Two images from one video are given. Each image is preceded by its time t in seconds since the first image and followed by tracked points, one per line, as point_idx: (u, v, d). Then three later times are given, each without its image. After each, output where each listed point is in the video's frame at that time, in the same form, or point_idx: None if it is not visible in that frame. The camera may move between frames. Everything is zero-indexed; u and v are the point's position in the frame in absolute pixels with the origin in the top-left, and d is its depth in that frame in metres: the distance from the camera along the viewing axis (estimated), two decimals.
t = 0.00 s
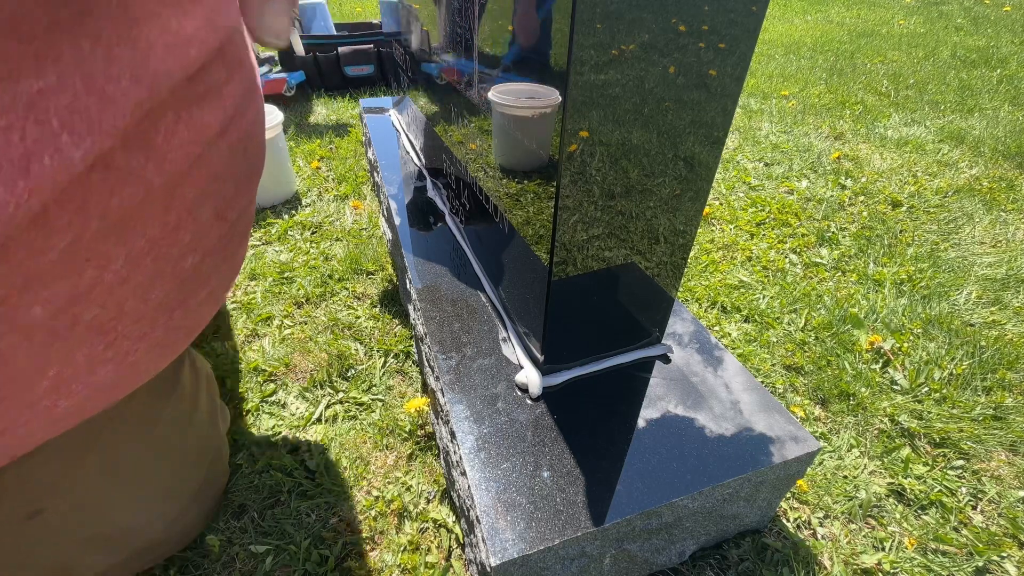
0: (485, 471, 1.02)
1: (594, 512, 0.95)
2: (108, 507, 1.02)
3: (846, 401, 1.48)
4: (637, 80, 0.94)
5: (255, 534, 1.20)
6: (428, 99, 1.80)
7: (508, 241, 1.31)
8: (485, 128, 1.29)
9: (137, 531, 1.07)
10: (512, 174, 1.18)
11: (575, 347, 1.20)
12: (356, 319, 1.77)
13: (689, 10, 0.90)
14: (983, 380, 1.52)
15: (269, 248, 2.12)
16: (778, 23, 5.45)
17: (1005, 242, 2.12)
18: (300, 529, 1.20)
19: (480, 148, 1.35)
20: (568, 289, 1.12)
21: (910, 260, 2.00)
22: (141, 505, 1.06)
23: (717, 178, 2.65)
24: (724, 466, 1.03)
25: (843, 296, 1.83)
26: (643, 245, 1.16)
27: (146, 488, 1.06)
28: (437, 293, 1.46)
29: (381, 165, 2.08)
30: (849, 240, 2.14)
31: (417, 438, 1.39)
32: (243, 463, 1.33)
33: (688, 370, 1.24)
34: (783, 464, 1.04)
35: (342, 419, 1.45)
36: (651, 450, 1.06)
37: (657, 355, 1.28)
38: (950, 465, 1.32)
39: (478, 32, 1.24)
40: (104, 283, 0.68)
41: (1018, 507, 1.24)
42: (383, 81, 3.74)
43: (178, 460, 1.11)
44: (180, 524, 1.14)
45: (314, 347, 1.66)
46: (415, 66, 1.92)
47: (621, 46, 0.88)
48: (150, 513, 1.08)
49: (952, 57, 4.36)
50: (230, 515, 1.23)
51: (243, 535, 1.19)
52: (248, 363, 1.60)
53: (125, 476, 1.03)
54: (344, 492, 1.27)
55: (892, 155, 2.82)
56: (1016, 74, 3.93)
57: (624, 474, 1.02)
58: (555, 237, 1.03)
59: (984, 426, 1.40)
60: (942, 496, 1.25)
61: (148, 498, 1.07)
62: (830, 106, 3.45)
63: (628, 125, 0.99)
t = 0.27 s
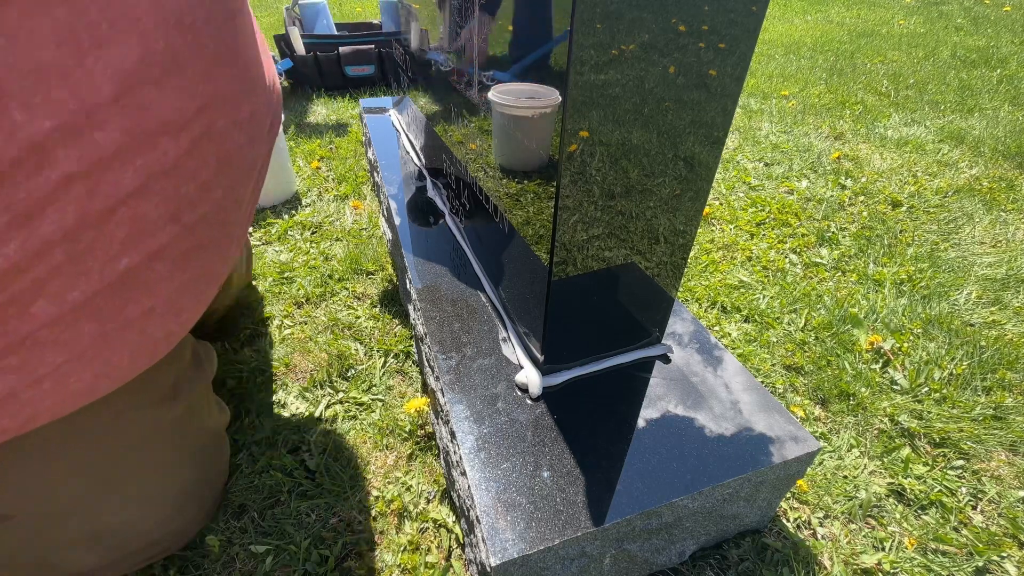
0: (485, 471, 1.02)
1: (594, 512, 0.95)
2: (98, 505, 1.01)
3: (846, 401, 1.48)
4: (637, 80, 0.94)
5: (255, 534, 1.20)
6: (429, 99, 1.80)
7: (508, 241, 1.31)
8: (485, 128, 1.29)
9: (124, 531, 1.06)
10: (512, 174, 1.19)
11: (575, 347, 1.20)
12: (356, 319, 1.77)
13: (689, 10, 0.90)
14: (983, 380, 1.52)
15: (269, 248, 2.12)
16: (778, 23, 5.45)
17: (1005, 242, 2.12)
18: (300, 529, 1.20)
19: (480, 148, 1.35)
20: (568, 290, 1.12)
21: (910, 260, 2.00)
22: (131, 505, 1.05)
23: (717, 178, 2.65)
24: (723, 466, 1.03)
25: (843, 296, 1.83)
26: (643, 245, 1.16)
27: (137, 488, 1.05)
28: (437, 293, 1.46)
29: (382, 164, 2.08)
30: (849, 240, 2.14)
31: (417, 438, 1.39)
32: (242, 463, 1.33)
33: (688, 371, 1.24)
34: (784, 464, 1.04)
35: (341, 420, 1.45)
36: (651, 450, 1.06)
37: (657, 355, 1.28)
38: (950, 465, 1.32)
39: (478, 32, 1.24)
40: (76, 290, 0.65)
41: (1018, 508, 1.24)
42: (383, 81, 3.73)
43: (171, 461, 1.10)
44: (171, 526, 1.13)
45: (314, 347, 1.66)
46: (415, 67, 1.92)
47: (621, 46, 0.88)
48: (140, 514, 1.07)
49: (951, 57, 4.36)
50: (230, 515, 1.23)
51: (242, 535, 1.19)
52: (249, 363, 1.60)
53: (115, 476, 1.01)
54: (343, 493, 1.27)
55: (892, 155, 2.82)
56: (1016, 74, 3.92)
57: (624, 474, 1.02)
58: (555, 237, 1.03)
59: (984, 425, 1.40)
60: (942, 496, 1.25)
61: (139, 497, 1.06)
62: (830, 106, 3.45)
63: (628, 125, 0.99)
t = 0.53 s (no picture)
0: (485, 471, 1.02)
1: (594, 512, 0.95)
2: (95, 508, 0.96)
3: (846, 401, 1.48)
4: (637, 80, 0.94)
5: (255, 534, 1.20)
6: (429, 99, 1.80)
7: (508, 241, 1.32)
8: (485, 128, 1.29)
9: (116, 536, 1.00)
10: (512, 174, 1.19)
11: (575, 347, 1.20)
12: (356, 319, 1.77)
13: (689, 10, 0.90)
14: (983, 380, 1.52)
15: (269, 248, 2.12)
16: (778, 23, 5.45)
17: (1005, 242, 2.12)
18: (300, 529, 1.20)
19: (480, 148, 1.35)
20: (568, 290, 1.12)
21: (910, 260, 2.00)
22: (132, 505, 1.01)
23: (717, 178, 2.65)
24: (724, 466, 1.03)
25: (843, 296, 1.83)
26: (643, 245, 1.16)
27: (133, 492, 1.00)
28: (437, 292, 1.47)
29: (382, 164, 2.08)
30: (849, 240, 2.14)
31: (417, 438, 1.39)
32: (242, 464, 1.33)
33: (688, 371, 1.24)
34: (784, 464, 1.04)
35: (341, 420, 1.45)
36: (651, 450, 1.06)
37: (657, 354, 1.28)
38: (950, 465, 1.32)
39: (478, 31, 1.24)
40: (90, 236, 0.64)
41: (1018, 508, 1.24)
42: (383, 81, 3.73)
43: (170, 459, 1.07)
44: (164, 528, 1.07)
45: (315, 347, 1.66)
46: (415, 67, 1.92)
47: (621, 46, 0.88)
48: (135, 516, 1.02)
49: (951, 57, 4.36)
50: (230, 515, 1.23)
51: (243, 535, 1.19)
52: (249, 362, 1.60)
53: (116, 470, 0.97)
54: (343, 493, 1.27)
55: (892, 155, 2.82)
56: (1016, 74, 3.92)
57: (624, 474, 1.01)
58: (555, 237, 1.03)
59: (984, 425, 1.40)
60: (942, 496, 1.25)
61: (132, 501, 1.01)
62: (830, 106, 3.45)
63: (628, 125, 0.99)
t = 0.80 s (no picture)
0: (485, 471, 1.03)
1: (593, 511, 0.95)
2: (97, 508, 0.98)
3: (846, 401, 1.48)
4: (637, 80, 0.95)
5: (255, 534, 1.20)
6: (429, 99, 1.80)
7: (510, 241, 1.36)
8: (485, 128, 1.29)
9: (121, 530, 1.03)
10: (512, 174, 1.19)
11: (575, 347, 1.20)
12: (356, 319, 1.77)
13: (688, 10, 0.90)
14: (983, 380, 1.52)
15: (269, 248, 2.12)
16: (778, 23, 5.45)
17: (1005, 242, 2.12)
18: (300, 529, 1.20)
19: (480, 148, 1.35)
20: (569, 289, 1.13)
21: (910, 260, 2.00)
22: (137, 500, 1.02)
23: (717, 178, 2.65)
24: (724, 466, 1.03)
25: (843, 296, 1.83)
26: (642, 245, 1.16)
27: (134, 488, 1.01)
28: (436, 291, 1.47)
29: (382, 164, 2.07)
30: (849, 240, 2.14)
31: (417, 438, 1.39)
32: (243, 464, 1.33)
33: (687, 371, 1.24)
34: (783, 464, 1.04)
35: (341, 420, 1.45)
36: (651, 450, 1.06)
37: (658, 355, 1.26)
38: (950, 465, 1.32)
39: (478, 32, 1.24)
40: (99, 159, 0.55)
41: (1018, 507, 1.24)
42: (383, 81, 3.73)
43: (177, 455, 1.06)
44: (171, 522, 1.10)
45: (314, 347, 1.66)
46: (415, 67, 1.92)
47: (621, 46, 0.89)
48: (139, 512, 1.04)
49: (952, 57, 4.36)
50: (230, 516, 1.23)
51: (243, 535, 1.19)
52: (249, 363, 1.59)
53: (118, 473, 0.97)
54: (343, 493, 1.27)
55: (892, 155, 2.82)
56: (1016, 75, 3.93)
57: (624, 474, 1.01)
58: (554, 235, 1.06)
59: (984, 425, 1.40)
60: (942, 496, 1.25)
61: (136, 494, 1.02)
62: (829, 106, 3.45)
63: (628, 125, 0.99)
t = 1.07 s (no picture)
0: (485, 471, 1.02)
1: (594, 511, 0.95)
2: (86, 495, 1.00)
3: (846, 402, 1.48)
4: (637, 80, 0.94)
5: (255, 533, 1.20)
6: (429, 99, 1.80)
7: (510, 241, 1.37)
8: (485, 128, 1.28)
9: (109, 521, 1.05)
10: (512, 175, 1.19)
11: (575, 346, 1.20)
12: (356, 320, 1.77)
13: (689, 10, 0.90)
14: (983, 380, 1.52)
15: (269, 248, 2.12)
16: (778, 23, 5.45)
17: (1005, 242, 2.12)
18: (300, 529, 1.20)
19: (480, 148, 1.35)
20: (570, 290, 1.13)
21: (910, 260, 2.00)
22: (124, 487, 1.05)
23: (717, 178, 2.65)
24: (723, 465, 1.03)
25: (843, 296, 1.83)
26: (642, 245, 1.15)
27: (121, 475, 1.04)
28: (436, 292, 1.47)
29: (382, 164, 2.07)
30: (849, 240, 2.14)
31: (417, 437, 1.39)
32: (243, 464, 1.33)
33: (688, 371, 1.24)
34: (783, 464, 1.04)
35: (340, 419, 1.45)
36: (651, 450, 1.06)
37: (658, 354, 1.28)
38: (950, 465, 1.32)
39: (479, 32, 1.24)
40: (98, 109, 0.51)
41: (1018, 507, 1.24)
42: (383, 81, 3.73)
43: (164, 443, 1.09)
44: (160, 516, 1.11)
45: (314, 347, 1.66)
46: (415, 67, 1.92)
47: (621, 46, 0.89)
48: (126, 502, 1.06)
49: (952, 56, 4.36)
50: (230, 515, 1.23)
51: (242, 535, 1.19)
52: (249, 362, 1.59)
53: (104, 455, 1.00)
54: (343, 493, 1.27)
55: (892, 155, 2.82)
56: (1016, 74, 3.93)
57: (624, 474, 1.01)
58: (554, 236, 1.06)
59: (984, 426, 1.40)
60: (942, 496, 1.25)
61: (123, 484, 1.05)
62: (830, 106, 3.45)
63: (628, 125, 0.99)
